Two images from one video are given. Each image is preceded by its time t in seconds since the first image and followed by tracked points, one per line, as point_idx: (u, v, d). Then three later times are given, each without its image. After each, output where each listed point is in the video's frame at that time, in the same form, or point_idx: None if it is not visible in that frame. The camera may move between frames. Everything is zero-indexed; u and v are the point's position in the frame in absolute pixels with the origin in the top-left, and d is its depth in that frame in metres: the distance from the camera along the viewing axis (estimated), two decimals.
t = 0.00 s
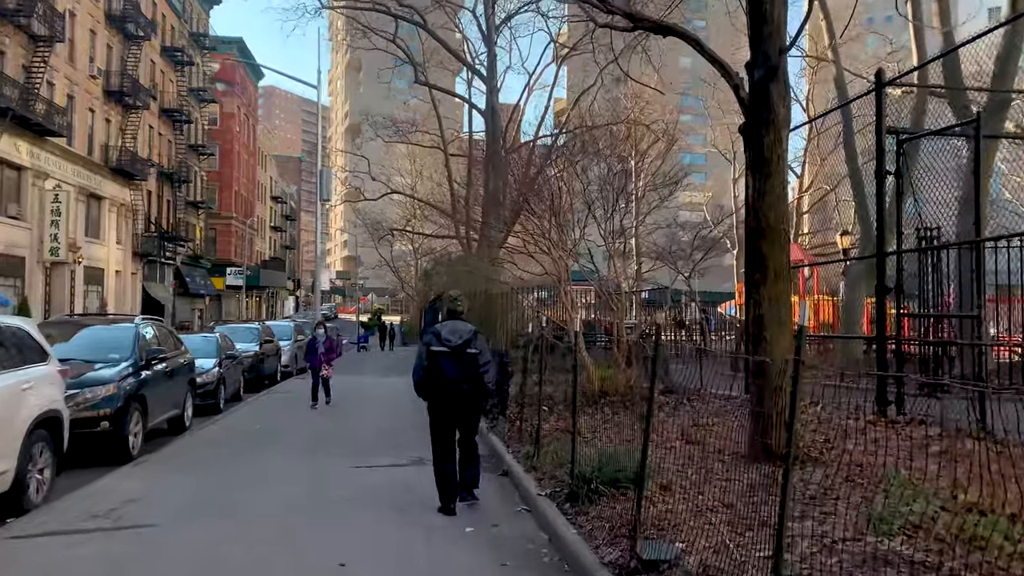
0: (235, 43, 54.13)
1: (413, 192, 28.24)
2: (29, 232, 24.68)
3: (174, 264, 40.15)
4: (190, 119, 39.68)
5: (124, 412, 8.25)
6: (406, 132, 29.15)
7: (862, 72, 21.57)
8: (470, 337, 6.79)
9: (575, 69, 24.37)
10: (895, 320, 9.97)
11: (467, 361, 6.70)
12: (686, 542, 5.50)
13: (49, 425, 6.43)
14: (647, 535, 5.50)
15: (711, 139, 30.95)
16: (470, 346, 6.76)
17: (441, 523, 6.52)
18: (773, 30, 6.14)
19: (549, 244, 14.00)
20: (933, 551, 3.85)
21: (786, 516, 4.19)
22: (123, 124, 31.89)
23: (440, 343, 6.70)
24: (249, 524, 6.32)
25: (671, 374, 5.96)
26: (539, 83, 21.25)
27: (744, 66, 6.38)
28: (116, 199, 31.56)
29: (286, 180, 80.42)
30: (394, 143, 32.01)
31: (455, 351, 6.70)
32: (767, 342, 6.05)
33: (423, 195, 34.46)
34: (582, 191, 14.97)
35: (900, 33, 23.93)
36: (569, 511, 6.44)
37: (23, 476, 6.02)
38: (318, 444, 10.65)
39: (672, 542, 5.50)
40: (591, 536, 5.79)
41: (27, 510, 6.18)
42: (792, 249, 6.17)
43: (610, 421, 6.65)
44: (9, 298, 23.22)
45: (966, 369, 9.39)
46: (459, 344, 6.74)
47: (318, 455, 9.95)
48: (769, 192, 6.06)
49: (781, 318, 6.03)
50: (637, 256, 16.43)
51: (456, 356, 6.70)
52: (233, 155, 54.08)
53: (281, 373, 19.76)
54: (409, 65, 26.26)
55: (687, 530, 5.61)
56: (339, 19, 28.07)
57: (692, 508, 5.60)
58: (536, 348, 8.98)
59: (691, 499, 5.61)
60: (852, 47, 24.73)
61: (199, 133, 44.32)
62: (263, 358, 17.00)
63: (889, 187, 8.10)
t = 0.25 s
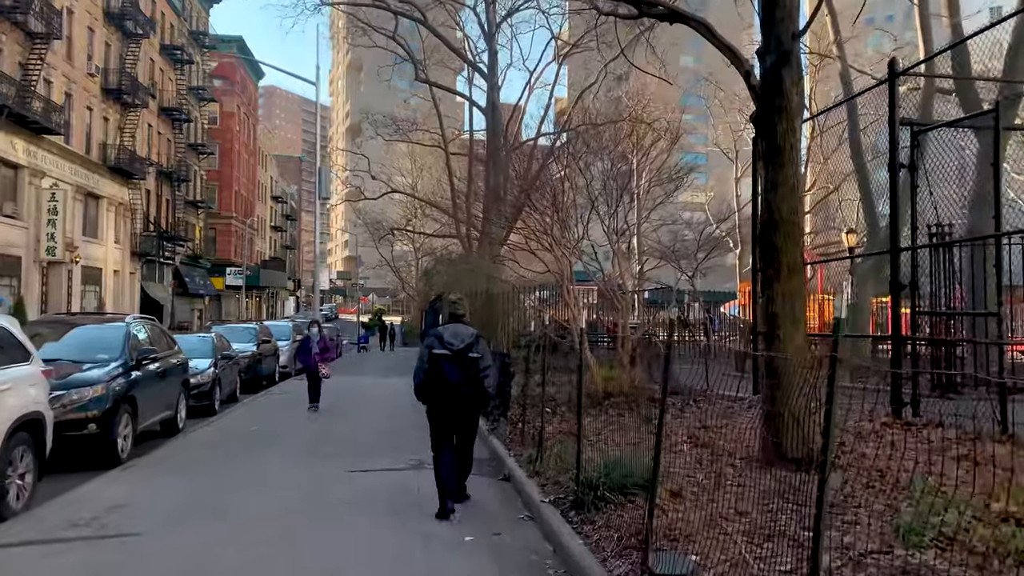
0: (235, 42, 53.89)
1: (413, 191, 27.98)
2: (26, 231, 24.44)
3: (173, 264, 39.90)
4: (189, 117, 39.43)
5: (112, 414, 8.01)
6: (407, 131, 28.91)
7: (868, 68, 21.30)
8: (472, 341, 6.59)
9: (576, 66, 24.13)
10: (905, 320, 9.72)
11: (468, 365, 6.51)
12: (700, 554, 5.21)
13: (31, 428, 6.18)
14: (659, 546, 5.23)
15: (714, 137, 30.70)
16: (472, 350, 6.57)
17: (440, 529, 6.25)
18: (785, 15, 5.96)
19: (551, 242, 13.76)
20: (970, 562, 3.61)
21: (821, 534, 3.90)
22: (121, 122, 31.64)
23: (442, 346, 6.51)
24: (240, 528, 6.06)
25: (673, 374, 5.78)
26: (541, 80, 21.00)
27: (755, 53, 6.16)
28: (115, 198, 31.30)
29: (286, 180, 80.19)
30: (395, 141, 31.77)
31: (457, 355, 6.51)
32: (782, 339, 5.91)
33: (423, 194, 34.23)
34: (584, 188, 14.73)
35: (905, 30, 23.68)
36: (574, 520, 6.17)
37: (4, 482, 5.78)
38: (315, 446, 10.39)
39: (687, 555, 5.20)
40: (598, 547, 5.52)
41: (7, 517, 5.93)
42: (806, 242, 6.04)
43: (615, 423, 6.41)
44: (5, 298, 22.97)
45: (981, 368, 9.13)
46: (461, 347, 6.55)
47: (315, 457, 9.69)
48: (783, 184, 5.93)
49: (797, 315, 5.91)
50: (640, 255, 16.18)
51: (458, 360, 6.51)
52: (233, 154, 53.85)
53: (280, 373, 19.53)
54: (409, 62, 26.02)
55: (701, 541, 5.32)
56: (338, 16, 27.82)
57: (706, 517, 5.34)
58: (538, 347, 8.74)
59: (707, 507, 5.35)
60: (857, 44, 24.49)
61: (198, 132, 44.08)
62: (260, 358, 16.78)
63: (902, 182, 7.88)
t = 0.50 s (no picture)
0: (235, 41, 53.66)
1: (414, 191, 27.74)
2: (22, 230, 24.22)
3: (172, 264, 39.69)
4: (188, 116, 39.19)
5: (101, 417, 7.82)
6: (407, 130, 28.68)
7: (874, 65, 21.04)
8: (474, 335, 6.84)
9: (578, 64, 23.88)
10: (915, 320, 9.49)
11: (470, 359, 6.77)
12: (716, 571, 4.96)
13: (14, 433, 5.96)
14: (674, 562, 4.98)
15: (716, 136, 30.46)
16: (474, 344, 6.81)
17: (436, 539, 6.03)
18: (799, 2, 5.76)
19: (553, 241, 13.54)
20: None
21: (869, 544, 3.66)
22: (119, 121, 31.42)
23: (444, 340, 6.75)
24: (229, 538, 5.85)
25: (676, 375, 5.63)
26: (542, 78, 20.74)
27: (767, 43, 5.97)
28: (113, 197, 31.08)
29: (286, 179, 79.96)
30: (395, 140, 31.55)
31: (460, 349, 6.76)
32: (795, 339, 5.75)
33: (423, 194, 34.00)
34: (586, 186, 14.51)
35: (910, 27, 23.42)
36: (580, 531, 5.93)
37: None
38: (311, 449, 10.15)
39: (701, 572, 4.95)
40: (607, 562, 5.26)
41: None
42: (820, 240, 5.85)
43: (622, 429, 6.21)
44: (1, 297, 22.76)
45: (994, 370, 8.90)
46: (463, 342, 6.81)
47: (310, 460, 9.46)
48: (797, 177, 5.75)
49: (811, 314, 5.74)
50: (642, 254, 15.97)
51: (460, 354, 6.76)
52: (233, 154, 53.63)
53: (278, 373, 19.33)
54: (409, 60, 25.78)
55: (716, 556, 5.06)
56: (338, 14, 27.58)
57: (720, 530, 5.11)
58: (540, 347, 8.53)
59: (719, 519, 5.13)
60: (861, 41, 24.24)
61: (198, 131, 43.87)
62: (257, 359, 16.58)
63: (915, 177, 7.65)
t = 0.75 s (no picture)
0: (235, 40, 53.43)
1: (414, 190, 27.49)
2: (18, 229, 23.98)
3: (170, 263, 39.47)
4: (187, 115, 38.94)
5: (91, 421, 7.59)
6: (407, 129, 28.46)
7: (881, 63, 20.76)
8: (469, 340, 6.72)
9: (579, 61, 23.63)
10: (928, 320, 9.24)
11: (465, 363, 6.63)
12: None
13: None
14: None
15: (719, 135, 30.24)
16: (470, 349, 6.70)
17: (435, 550, 5.80)
18: None
19: (556, 240, 13.31)
20: None
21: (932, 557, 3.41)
22: (117, 119, 31.18)
23: (440, 345, 6.62)
24: (219, 548, 5.63)
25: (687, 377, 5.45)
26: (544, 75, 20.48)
27: (784, 34, 5.78)
28: (111, 196, 30.85)
29: (286, 179, 79.73)
30: (395, 139, 31.34)
31: (455, 354, 6.63)
32: (812, 341, 5.54)
33: (423, 193, 33.77)
34: (588, 185, 14.29)
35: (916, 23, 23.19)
36: (588, 544, 5.66)
37: None
38: (308, 455, 9.93)
39: None
40: None
41: None
42: (838, 236, 5.67)
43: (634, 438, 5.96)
44: None
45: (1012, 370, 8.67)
46: (459, 346, 6.67)
47: (307, 467, 9.23)
48: (815, 171, 5.56)
49: (829, 313, 5.56)
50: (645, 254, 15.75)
51: (455, 358, 6.62)
52: (232, 153, 53.41)
53: (276, 374, 19.12)
54: (409, 58, 25.55)
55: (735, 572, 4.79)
56: (338, 11, 27.34)
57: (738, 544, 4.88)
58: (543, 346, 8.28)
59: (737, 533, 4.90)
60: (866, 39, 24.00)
61: (197, 131, 43.65)
62: (255, 360, 16.37)
63: (932, 171, 7.42)
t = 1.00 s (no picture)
0: (234, 39, 53.19)
1: (414, 189, 27.26)
2: (14, 228, 23.75)
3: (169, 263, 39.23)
4: (186, 114, 38.70)
5: (80, 425, 7.36)
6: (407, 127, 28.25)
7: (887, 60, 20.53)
8: (461, 339, 6.90)
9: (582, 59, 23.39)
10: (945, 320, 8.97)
11: (457, 361, 6.83)
12: None
13: None
14: None
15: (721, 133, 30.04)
16: (461, 347, 6.89)
17: (435, 559, 5.66)
18: None
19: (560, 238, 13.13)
20: None
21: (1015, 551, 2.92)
22: (115, 118, 30.95)
23: (430, 344, 6.81)
24: (205, 561, 5.59)
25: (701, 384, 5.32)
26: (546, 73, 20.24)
27: (803, 24, 5.61)
28: (108, 195, 30.62)
29: (285, 178, 79.49)
30: (395, 138, 31.12)
31: (446, 352, 6.81)
32: (831, 340, 5.45)
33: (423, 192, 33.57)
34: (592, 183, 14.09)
35: (922, 20, 22.98)
36: (599, 559, 5.39)
37: None
38: (305, 457, 9.73)
39: None
40: None
41: None
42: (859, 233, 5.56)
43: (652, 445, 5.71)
44: None
45: None
46: (450, 345, 6.85)
47: (304, 470, 9.04)
48: (835, 166, 5.45)
49: (848, 314, 5.46)
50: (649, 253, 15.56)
51: (446, 357, 6.81)
52: (232, 153, 53.19)
53: (275, 375, 18.93)
54: (409, 55, 25.32)
55: None
56: (337, 9, 27.10)
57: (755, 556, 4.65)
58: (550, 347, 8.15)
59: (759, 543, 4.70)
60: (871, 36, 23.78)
61: (196, 129, 43.43)
62: (253, 360, 16.18)
63: (949, 167, 7.27)
